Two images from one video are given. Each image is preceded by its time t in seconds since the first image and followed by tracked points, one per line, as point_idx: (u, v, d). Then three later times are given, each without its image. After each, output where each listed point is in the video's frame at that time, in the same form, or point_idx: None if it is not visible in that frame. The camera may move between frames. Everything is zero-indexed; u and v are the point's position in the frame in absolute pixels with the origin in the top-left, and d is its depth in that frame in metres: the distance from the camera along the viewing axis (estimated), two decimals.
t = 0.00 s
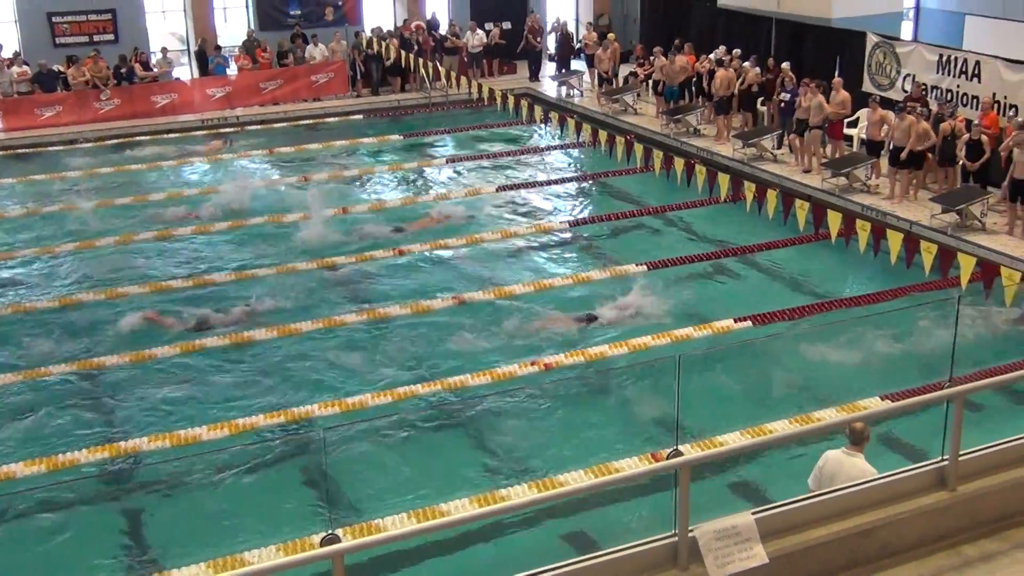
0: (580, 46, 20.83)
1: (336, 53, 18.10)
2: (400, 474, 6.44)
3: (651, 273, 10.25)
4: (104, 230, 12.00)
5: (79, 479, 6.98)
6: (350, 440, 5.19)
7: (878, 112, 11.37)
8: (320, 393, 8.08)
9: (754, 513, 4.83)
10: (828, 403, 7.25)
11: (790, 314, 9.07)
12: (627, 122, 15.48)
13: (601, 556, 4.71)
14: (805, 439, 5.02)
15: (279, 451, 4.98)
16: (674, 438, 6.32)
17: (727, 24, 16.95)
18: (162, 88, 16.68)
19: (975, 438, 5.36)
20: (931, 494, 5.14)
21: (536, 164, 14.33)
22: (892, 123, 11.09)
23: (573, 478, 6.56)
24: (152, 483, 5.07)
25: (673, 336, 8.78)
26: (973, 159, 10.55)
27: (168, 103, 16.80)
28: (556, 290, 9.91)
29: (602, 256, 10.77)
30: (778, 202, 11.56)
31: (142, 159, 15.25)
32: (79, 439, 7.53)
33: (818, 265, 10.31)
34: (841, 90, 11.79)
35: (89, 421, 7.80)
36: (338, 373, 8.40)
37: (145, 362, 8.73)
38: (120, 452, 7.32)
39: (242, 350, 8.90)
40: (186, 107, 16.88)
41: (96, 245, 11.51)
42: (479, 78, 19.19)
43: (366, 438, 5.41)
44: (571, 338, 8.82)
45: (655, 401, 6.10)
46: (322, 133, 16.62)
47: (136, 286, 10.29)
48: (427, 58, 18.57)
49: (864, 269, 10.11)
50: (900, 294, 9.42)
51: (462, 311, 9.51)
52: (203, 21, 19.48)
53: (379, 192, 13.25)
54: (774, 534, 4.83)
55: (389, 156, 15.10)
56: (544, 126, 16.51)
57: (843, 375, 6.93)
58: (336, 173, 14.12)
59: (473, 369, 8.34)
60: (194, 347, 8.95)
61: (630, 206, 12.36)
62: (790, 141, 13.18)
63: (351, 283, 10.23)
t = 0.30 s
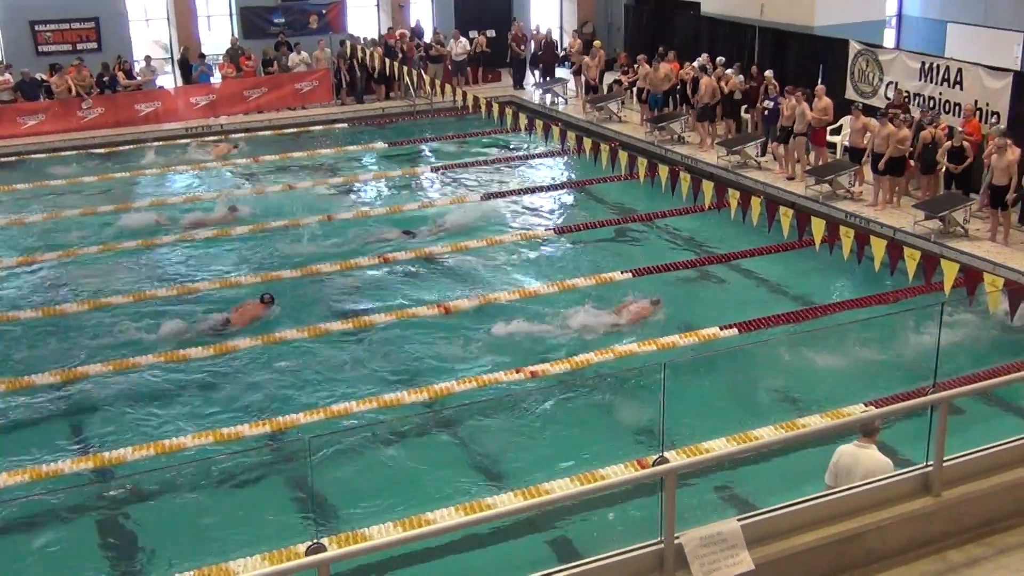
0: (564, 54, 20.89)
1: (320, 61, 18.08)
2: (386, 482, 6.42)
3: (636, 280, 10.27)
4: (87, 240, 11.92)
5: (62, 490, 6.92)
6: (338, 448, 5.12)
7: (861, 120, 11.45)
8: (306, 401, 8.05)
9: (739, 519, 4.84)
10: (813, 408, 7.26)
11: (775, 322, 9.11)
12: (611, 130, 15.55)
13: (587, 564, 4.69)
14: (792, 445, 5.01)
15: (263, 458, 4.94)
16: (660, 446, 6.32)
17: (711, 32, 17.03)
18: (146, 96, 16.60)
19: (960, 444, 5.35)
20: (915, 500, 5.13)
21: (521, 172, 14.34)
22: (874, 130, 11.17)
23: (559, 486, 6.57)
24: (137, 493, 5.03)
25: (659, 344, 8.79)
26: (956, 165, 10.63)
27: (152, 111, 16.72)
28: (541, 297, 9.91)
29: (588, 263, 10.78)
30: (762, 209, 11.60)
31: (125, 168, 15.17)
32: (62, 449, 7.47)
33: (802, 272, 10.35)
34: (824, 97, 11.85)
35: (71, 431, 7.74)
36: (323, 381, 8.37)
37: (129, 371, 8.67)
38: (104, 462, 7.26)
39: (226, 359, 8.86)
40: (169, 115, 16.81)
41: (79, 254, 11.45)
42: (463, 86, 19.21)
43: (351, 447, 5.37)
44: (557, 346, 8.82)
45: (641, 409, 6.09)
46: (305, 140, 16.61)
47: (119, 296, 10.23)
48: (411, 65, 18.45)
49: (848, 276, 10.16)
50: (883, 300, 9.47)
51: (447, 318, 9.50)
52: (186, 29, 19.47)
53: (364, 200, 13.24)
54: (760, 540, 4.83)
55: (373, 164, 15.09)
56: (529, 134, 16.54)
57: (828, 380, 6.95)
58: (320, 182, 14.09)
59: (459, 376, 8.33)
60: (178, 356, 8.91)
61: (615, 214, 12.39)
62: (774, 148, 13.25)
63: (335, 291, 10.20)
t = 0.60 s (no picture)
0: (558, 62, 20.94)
1: (314, 71, 18.11)
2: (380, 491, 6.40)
3: (630, 289, 10.28)
4: (81, 250, 11.90)
5: (55, 501, 6.90)
6: (333, 457, 5.10)
7: (854, 129, 11.49)
8: (300, 410, 8.03)
9: (735, 527, 4.83)
10: (807, 415, 7.26)
11: (770, 330, 9.13)
12: (605, 139, 15.60)
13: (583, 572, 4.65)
14: (788, 454, 4.99)
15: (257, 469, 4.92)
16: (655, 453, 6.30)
17: (705, 41, 17.08)
18: (140, 106, 16.61)
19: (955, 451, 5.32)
20: (910, 508, 5.11)
21: (515, 181, 14.36)
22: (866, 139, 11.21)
23: (554, 494, 6.56)
24: (130, 504, 5.01)
25: (654, 353, 8.78)
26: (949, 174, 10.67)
27: (146, 121, 16.71)
28: (535, 306, 9.92)
29: (582, 272, 10.80)
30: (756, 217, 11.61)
31: (118, 178, 15.15)
32: (55, 460, 7.44)
33: (796, 281, 10.36)
34: (817, 106, 11.89)
35: (65, 441, 7.71)
36: (317, 391, 8.35)
37: (123, 381, 8.65)
38: (97, 473, 7.24)
39: (219, 368, 8.84)
40: (163, 125, 16.80)
41: (73, 264, 11.42)
42: (457, 96, 19.23)
43: (346, 456, 5.34)
44: (551, 355, 8.83)
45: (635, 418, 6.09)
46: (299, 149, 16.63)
47: (113, 306, 10.22)
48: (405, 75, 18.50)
49: (842, 285, 10.17)
50: (878, 309, 9.47)
51: (441, 327, 9.50)
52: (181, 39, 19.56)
53: (358, 209, 13.24)
54: (754, 549, 4.82)
55: (367, 174, 15.10)
56: (523, 143, 16.55)
57: (822, 387, 6.96)
58: (314, 191, 14.09)
59: (454, 386, 8.31)
60: (172, 366, 8.89)
61: (609, 223, 12.41)
62: (767, 157, 13.29)
63: (330, 300, 10.20)
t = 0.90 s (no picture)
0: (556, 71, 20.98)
1: (313, 81, 18.15)
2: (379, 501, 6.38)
3: (629, 298, 10.28)
4: (80, 260, 11.90)
5: (54, 511, 6.88)
6: (334, 467, 5.08)
7: (852, 137, 11.52)
8: (300, 420, 8.02)
9: (735, 537, 4.82)
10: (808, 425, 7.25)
11: (769, 339, 9.12)
12: (604, 148, 15.64)
13: None
14: (789, 463, 4.99)
15: (256, 479, 4.90)
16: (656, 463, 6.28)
17: (703, 51, 17.12)
18: (139, 117, 16.64)
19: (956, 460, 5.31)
20: (910, 517, 5.09)
21: (514, 190, 14.38)
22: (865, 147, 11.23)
23: (554, 504, 6.54)
24: (129, 515, 5.00)
25: (653, 362, 8.78)
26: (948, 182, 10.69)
27: (145, 131, 16.75)
28: (534, 315, 9.93)
29: (581, 281, 10.80)
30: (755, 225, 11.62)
31: (117, 189, 15.16)
32: (54, 470, 7.43)
33: (795, 290, 10.36)
34: (815, 114, 11.91)
35: (64, 452, 7.70)
36: (317, 401, 8.35)
37: (122, 391, 8.64)
38: (97, 483, 7.23)
39: (219, 378, 8.84)
40: (162, 135, 16.84)
41: (72, 275, 11.42)
42: (455, 105, 19.25)
43: (347, 466, 5.32)
44: (550, 364, 8.82)
45: (635, 429, 6.09)
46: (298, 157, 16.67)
47: (113, 315, 10.22)
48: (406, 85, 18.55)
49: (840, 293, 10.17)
50: (877, 317, 9.48)
51: (440, 337, 9.50)
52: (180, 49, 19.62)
53: (357, 219, 13.26)
54: (755, 559, 4.82)
55: (367, 184, 15.10)
56: (522, 152, 16.57)
57: (821, 396, 6.95)
58: (313, 201, 14.11)
59: (453, 395, 8.31)
60: (171, 376, 8.88)
61: (609, 232, 12.41)
62: (766, 165, 13.32)
63: (329, 309, 10.21)
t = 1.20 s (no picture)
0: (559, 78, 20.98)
1: (315, 89, 18.19)
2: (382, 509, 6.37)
3: (632, 305, 10.27)
4: (83, 268, 11.91)
5: (57, 519, 6.88)
6: (337, 474, 5.08)
7: (855, 144, 11.52)
8: (302, 427, 8.01)
9: (739, 545, 4.81)
10: (811, 432, 7.23)
11: (773, 346, 9.10)
12: (606, 155, 15.66)
13: None
14: (792, 469, 4.97)
15: (259, 486, 4.89)
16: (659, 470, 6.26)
17: (705, 58, 17.14)
18: (142, 124, 16.60)
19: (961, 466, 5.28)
20: (914, 523, 5.07)
21: (516, 197, 14.39)
22: (868, 154, 11.23)
23: (557, 512, 6.51)
24: (132, 523, 4.99)
25: (656, 368, 8.77)
26: (951, 189, 10.68)
27: (148, 139, 16.71)
28: (537, 322, 9.92)
29: (584, 288, 10.80)
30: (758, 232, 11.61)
31: (120, 196, 15.18)
32: (57, 478, 7.43)
33: (799, 297, 10.35)
34: (817, 121, 11.91)
35: (67, 459, 7.69)
36: (319, 408, 8.34)
37: (125, 398, 8.64)
38: (100, 491, 7.22)
39: (222, 385, 8.84)
40: (165, 142, 16.82)
41: (76, 282, 11.43)
42: (458, 113, 19.25)
43: (349, 474, 5.30)
44: (553, 372, 8.81)
45: (638, 436, 6.07)
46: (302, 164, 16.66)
47: (116, 323, 10.23)
48: (408, 92, 18.54)
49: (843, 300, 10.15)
50: (880, 324, 9.46)
51: (444, 344, 9.49)
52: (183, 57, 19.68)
53: (360, 226, 13.27)
54: (759, 566, 4.81)
55: (370, 191, 15.11)
56: (524, 159, 16.58)
57: (824, 404, 6.93)
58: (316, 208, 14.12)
59: (456, 403, 8.30)
60: (174, 383, 8.87)
61: (611, 239, 12.41)
62: (769, 172, 13.32)
63: (332, 316, 10.21)
